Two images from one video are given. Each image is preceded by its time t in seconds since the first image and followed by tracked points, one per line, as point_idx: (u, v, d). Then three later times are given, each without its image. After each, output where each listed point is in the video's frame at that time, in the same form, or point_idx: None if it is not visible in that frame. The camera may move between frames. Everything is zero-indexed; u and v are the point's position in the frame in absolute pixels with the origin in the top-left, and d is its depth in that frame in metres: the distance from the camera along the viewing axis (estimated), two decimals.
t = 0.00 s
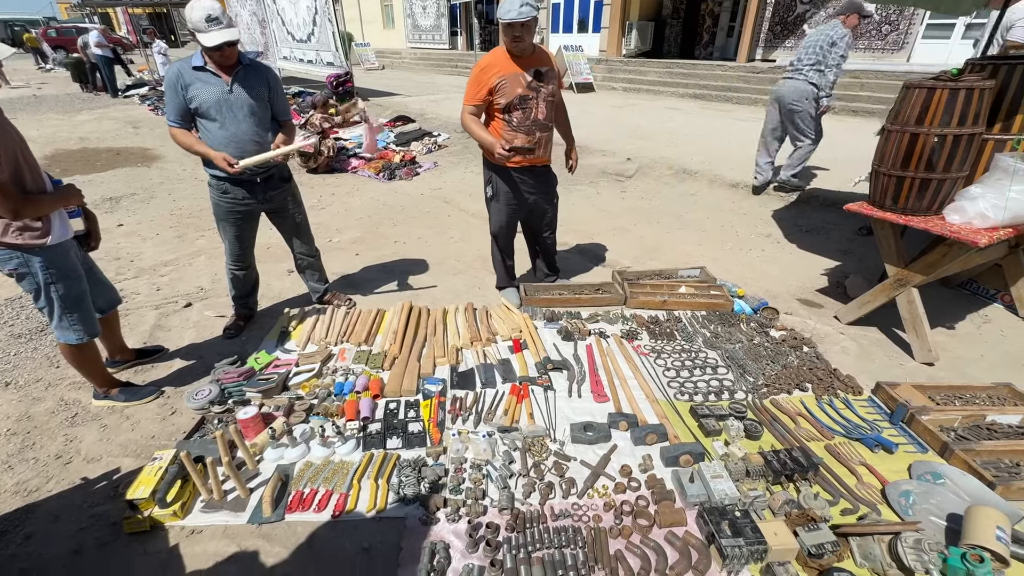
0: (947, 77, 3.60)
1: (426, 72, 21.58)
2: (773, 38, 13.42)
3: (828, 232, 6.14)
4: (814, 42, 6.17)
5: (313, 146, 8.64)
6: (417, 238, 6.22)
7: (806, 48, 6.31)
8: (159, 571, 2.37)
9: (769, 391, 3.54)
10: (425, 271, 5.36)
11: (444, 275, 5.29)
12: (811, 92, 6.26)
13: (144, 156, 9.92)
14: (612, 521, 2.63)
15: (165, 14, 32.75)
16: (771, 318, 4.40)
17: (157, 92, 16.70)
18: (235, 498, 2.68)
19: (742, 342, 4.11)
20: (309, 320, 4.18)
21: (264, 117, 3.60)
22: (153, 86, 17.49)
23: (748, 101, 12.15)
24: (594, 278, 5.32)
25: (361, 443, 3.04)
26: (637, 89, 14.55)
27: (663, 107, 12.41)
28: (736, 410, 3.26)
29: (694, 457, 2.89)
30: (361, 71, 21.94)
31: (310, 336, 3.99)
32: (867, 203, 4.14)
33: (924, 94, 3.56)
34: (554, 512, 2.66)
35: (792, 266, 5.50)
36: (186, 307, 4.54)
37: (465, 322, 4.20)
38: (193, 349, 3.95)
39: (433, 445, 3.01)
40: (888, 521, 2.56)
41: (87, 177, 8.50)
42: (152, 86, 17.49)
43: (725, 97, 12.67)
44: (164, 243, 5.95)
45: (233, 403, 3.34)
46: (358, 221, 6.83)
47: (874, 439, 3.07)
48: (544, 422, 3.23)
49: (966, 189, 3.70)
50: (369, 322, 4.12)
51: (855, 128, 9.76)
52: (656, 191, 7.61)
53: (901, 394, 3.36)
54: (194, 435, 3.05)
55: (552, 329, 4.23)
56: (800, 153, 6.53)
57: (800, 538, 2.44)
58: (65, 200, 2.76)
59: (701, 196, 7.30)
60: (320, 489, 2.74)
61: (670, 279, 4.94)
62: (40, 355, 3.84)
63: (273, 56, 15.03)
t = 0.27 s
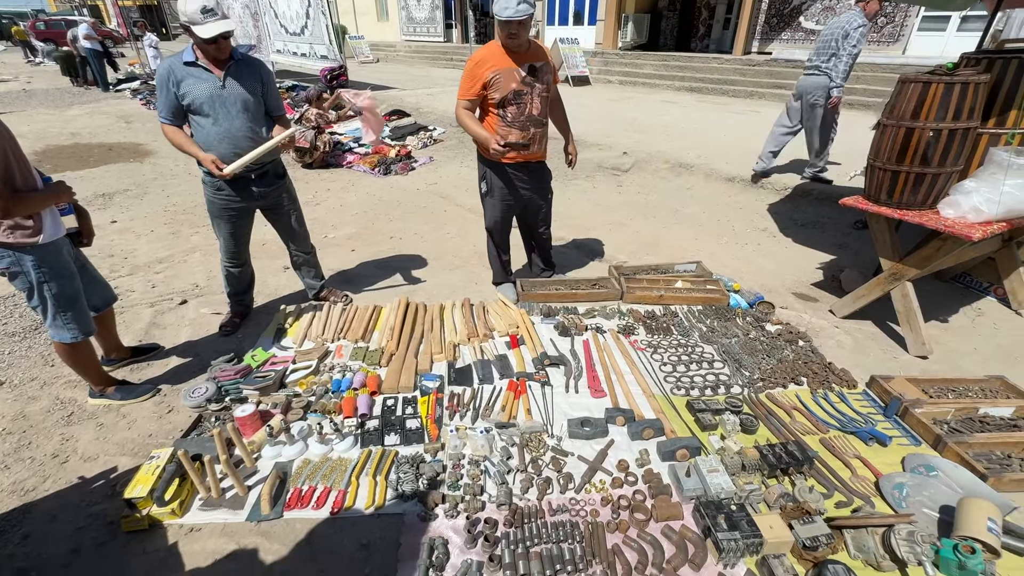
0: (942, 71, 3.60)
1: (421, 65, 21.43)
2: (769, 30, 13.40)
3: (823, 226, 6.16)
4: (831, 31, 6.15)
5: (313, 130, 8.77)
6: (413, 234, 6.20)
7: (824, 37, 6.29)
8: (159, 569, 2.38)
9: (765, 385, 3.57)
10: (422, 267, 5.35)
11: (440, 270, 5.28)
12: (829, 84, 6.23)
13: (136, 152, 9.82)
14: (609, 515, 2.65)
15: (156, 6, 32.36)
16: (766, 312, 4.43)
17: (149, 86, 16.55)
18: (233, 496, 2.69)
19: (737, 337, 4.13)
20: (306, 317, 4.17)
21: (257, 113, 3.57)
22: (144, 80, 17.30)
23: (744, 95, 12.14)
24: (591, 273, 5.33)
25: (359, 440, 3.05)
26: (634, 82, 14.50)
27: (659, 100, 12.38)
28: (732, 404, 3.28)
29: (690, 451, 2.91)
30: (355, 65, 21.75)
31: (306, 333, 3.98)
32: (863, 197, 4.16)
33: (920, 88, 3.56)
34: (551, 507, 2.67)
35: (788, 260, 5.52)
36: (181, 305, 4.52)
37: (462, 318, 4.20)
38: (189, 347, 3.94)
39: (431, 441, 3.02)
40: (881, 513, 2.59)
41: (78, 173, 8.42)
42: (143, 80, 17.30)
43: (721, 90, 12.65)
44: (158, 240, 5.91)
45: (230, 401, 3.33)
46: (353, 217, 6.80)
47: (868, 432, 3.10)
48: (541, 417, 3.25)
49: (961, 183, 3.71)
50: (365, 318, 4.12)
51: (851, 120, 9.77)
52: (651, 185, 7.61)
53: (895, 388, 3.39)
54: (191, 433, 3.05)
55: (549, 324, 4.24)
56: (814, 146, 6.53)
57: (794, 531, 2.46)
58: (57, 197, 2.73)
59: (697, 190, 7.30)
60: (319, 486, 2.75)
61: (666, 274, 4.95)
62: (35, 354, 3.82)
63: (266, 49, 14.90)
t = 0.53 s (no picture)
0: (939, 63, 3.59)
1: (416, 58, 21.28)
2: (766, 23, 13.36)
3: (820, 219, 6.16)
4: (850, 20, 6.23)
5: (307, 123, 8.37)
6: (409, 229, 6.17)
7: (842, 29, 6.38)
8: (156, 568, 2.37)
9: (762, 379, 3.57)
10: (418, 262, 5.33)
11: (437, 265, 5.26)
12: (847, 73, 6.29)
13: (129, 147, 9.72)
14: (607, 509, 2.65)
15: None
16: (763, 306, 4.43)
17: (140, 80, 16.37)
18: (230, 493, 2.68)
19: (735, 330, 4.13)
20: (302, 313, 4.15)
21: (248, 108, 3.52)
22: (136, 74, 17.12)
23: (741, 87, 12.10)
24: (588, 268, 5.32)
25: (356, 437, 3.03)
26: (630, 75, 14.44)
27: (655, 93, 12.32)
28: (729, 398, 3.28)
29: (688, 445, 2.91)
30: (349, 58, 21.57)
31: (302, 329, 3.96)
32: (860, 190, 4.15)
33: (918, 80, 3.54)
34: (549, 501, 2.67)
35: (784, 253, 5.52)
36: (176, 302, 4.48)
37: (459, 313, 4.18)
38: (184, 344, 3.91)
39: (429, 437, 3.01)
40: (878, 505, 2.60)
41: (70, 169, 8.33)
42: (135, 74, 17.12)
43: (717, 83, 12.62)
44: (151, 236, 5.86)
45: (226, 398, 3.31)
46: (349, 212, 6.76)
47: (864, 425, 3.10)
48: (538, 412, 3.24)
49: (957, 176, 3.71)
50: (362, 314, 4.10)
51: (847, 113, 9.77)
52: (648, 178, 7.59)
53: (892, 380, 3.40)
54: (186, 431, 3.03)
55: (546, 319, 4.23)
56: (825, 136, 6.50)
57: (792, 524, 2.47)
58: (48, 191, 2.71)
59: (694, 183, 7.28)
60: (316, 483, 2.74)
61: (663, 268, 4.94)
62: (28, 352, 3.79)
63: (259, 42, 14.74)
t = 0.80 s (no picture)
0: (939, 51, 3.56)
1: (411, 50, 21.12)
2: (763, 14, 13.29)
3: (818, 211, 6.15)
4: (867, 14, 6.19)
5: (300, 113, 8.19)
6: (405, 222, 6.13)
7: (859, 24, 6.35)
8: (152, 563, 2.35)
9: (760, 370, 3.56)
10: (415, 256, 5.30)
11: (434, 258, 5.23)
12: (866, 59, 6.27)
13: (122, 141, 9.63)
14: (605, 501, 2.65)
15: None
16: (761, 297, 4.42)
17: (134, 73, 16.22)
18: (226, 488, 2.66)
19: (733, 322, 4.12)
20: (298, 307, 4.12)
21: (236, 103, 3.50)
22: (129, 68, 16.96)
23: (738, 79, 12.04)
24: (585, 260, 5.29)
25: (354, 430, 3.02)
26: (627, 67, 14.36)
27: (653, 85, 12.27)
28: (727, 389, 3.28)
29: (687, 436, 2.91)
30: (344, 51, 21.40)
31: (299, 323, 3.94)
32: (858, 180, 4.13)
33: (917, 68, 3.52)
34: (548, 494, 2.67)
35: (782, 245, 5.51)
36: (171, 296, 4.45)
37: (456, 306, 4.16)
38: (180, 338, 3.88)
39: (426, 430, 3.00)
40: (876, 495, 2.60)
41: (63, 164, 8.25)
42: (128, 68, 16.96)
43: (715, 75, 12.56)
44: (145, 231, 5.81)
45: (222, 392, 3.28)
46: (345, 206, 6.71)
47: (862, 415, 3.10)
48: (536, 405, 3.23)
49: (956, 165, 3.69)
50: (358, 308, 4.07)
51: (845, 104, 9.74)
52: (646, 170, 7.56)
53: (890, 370, 3.40)
54: (182, 426, 3.01)
55: (544, 311, 4.21)
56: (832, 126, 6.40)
57: (790, 514, 2.47)
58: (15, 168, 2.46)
59: (692, 175, 7.25)
60: (313, 477, 2.72)
61: (661, 260, 4.92)
62: (21, 348, 3.75)
63: (253, 35, 14.60)
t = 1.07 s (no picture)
0: (938, 42, 3.53)
1: (408, 46, 21.00)
2: (762, 7, 13.22)
3: (816, 205, 6.12)
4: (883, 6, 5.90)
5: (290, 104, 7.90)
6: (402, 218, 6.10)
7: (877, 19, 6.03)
8: (146, 563, 2.33)
9: (758, 365, 3.55)
10: (412, 252, 5.27)
11: (431, 255, 5.20)
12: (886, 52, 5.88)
13: (116, 138, 9.57)
14: (603, 498, 2.63)
15: None
16: (760, 292, 4.40)
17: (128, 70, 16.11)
18: (221, 487, 2.64)
19: (731, 317, 4.11)
20: (293, 304, 4.09)
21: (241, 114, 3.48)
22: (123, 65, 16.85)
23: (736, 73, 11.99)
24: (583, 255, 5.27)
25: (350, 428, 3.00)
26: (625, 61, 14.29)
27: (650, 79, 12.21)
28: (725, 384, 3.26)
29: (684, 432, 2.90)
30: (340, 47, 21.26)
31: (294, 321, 3.91)
32: (856, 174, 4.11)
33: (916, 60, 3.49)
34: (545, 491, 2.65)
35: (780, 239, 5.49)
36: (165, 294, 4.42)
37: (453, 303, 4.14)
38: (175, 336, 3.86)
39: (423, 427, 2.98)
40: (874, 490, 2.59)
41: (57, 162, 8.19)
42: (122, 65, 16.84)
43: (713, 68, 12.50)
44: (140, 228, 5.77)
45: (217, 391, 3.26)
46: (341, 202, 6.67)
47: (861, 410, 3.09)
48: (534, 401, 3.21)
49: (955, 158, 3.67)
50: (354, 305, 4.04)
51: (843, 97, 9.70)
52: (643, 165, 7.52)
53: (888, 365, 3.39)
54: (177, 424, 2.99)
55: (541, 307, 4.19)
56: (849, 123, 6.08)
57: (788, 510, 2.46)
58: None
59: (690, 169, 7.22)
60: (309, 475, 2.71)
61: (659, 255, 4.90)
62: (14, 347, 3.72)
63: (248, 31, 14.50)
